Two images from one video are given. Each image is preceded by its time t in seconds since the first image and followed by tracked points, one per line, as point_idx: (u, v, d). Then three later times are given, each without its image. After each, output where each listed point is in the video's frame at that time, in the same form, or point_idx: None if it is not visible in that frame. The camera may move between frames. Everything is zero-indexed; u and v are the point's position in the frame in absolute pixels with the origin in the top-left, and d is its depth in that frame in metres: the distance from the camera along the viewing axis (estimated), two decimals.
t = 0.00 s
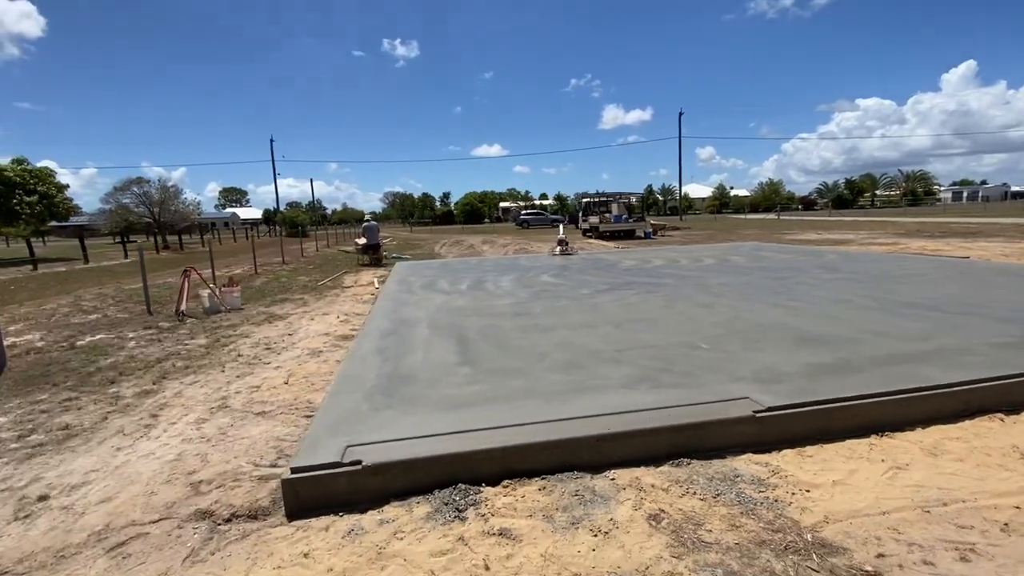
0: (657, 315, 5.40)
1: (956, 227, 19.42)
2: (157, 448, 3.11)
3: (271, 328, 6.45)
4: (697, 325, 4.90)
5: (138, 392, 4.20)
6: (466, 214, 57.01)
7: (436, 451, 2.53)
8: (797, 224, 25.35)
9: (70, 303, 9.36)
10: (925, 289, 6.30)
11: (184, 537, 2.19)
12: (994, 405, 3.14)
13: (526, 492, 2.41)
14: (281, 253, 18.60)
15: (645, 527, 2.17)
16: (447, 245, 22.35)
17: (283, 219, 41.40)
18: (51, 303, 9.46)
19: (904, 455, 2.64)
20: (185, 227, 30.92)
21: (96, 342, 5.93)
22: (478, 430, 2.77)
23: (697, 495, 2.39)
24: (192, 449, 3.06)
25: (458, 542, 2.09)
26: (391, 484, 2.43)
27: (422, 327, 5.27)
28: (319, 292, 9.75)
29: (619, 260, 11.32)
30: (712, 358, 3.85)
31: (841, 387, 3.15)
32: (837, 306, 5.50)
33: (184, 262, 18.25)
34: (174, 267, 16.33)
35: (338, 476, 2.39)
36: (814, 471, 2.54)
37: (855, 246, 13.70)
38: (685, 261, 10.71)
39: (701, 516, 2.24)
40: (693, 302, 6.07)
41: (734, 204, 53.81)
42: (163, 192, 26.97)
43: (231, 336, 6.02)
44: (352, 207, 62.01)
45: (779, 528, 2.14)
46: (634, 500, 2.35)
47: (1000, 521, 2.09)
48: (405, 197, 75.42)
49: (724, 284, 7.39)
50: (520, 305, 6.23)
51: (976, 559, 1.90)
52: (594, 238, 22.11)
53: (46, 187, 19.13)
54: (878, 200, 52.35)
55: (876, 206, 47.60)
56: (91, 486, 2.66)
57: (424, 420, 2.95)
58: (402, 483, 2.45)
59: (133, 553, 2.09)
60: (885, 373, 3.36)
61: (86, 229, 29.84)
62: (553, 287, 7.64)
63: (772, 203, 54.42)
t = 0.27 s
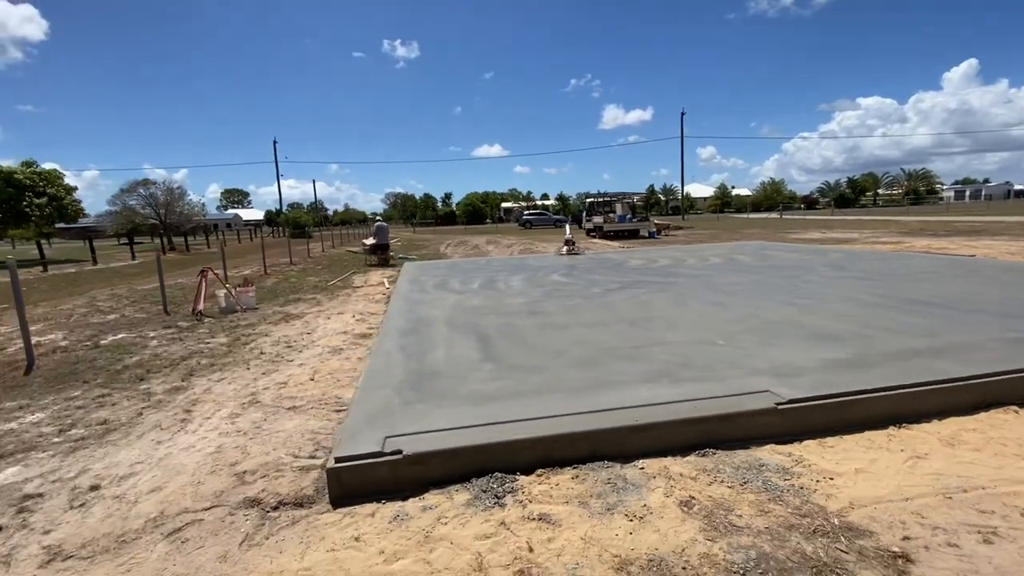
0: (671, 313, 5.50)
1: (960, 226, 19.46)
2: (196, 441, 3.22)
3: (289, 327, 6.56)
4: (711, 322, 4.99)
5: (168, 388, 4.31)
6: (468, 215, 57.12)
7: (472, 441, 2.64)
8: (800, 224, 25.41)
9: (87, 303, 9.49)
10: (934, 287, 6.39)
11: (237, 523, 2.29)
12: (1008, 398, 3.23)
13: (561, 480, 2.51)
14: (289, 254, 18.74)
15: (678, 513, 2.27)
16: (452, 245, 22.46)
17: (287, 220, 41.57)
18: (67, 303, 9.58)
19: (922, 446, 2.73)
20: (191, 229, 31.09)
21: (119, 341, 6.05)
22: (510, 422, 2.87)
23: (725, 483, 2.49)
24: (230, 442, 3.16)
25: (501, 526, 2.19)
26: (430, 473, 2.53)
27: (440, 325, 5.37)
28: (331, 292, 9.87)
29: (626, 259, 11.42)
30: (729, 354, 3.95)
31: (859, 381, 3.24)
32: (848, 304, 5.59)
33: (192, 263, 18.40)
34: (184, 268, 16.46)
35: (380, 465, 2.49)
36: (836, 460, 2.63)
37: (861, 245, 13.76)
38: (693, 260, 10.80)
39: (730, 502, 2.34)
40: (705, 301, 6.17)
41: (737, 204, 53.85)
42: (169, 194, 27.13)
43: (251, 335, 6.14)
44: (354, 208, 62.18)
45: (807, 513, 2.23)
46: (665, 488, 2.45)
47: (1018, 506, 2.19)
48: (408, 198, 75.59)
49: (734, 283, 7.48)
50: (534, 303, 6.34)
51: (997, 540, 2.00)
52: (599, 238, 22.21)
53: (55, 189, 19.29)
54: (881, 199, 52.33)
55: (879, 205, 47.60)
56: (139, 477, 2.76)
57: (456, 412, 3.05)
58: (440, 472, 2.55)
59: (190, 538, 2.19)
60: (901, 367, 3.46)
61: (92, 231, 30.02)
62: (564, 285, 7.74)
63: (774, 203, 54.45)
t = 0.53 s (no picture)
0: (678, 313, 5.59)
1: (955, 227, 19.66)
2: (220, 439, 3.27)
3: (298, 328, 6.61)
4: (718, 322, 5.08)
5: (185, 388, 4.36)
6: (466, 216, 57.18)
7: (496, 437, 2.70)
8: (797, 225, 25.58)
9: (92, 304, 9.50)
10: (934, 287, 6.50)
11: (271, 517, 2.35)
12: (1012, 395, 3.32)
13: (584, 475, 2.59)
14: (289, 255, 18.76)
15: (700, 505, 2.34)
16: (452, 246, 22.51)
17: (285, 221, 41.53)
18: (71, 305, 9.59)
19: (931, 440, 2.82)
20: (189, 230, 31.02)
21: (130, 341, 6.08)
22: (531, 419, 2.94)
23: (743, 477, 2.56)
24: (254, 440, 3.22)
25: (530, 519, 2.26)
26: (456, 468, 2.60)
27: (451, 325, 5.43)
28: (335, 293, 9.92)
29: (627, 260, 11.51)
30: (739, 352, 4.03)
31: (868, 378, 3.33)
32: (851, 304, 5.69)
33: (192, 264, 18.40)
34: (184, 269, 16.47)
35: (408, 461, 2.55)
36: (849, 455, 2.72)
37: (858, 245, 13.90)
38: (694, 260, 10.90)
39: (750, 495, 2.42)
40: (710, 301, 6.25)
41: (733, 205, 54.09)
42: (167, 195, 27.08)
43: (261, 336, 6.18)
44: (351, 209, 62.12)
45: (825, 505, 2.31)
46: (686, 482, 2.53)
47: None
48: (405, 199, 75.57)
49: (737, 283, 7.57)
50: (542, 304, 6.42)
51: (1009, 529, 2.08)
52: (598, 239, 22.32)
53: (53, 191, 19.24)
54: (876, 200, 52.69)
55: (874, 206, 47.93)
56: (168, 474, 2.81)
57: (476, 410, 3.12)
58: (466, 468, 2.62)
59: (228, 532, 2.25)
60: (908, 365, 3.54)
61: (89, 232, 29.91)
62: (569, 286, 7.82)
63: (770, 204, 54.74)
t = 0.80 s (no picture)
0: (682, 311, 5.67)
1: (945, 228, 19.99)
2: (240, 433, 3.30)
3: (303, 327, 6.62)
4: (723, 319, 5.17)
5: (198, 385, 4.37)
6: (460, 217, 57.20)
7: (518, 429, 2.76)
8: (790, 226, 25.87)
9: (90, 304, 9.44)
10: (930, 285, 6.64)
11: (302, 507, 2.38)
12: (1013, 388, 3.42)
13: (605, 465, 2.64)
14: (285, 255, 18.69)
15: (722, 493, 2.41)
16: (448, 247, 22.53)
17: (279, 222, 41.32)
18: (69, 305, 9.52)
19: (939, 431, 2.91)
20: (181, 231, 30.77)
21: (135, 340, 6.06)
22: (550, 412, 3.00)
23: (760, 466, 2.64)
24: (274, 434, 3.25)
25: (558, 507, 2.31)
26: (481, 459, 2.65)
27: (459, 323, 5.48)
28: (336, 293, 9.93)
29: (626, 260, 11.61)
30: (747, 348, 4.11)
31: (875, 372, 3.42)
32: (852, 302, 5.80)
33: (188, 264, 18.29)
34: (179, 270, 16.34)
35: (434, 452, 2.60)
36: (861, 444, 2.80)
37: (852, 246, 14.10)
38: (692, 260, 11.02)
39: (769, 483, 2.49)
40: (712, 299, 6.35)
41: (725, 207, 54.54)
42: (160, 196, 26.86)
43: (267, 334, 6.19)
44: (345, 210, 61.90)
45: (842, 491, 2.39)
46: (706, 471, 2.60)
47: None
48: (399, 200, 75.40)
49: (737, 282, 7.68)
50: (547, 302, 6.48)
51: (1020, 512, 2.17)
52: (594, 240, 22.43)
53: (45, 191, 19.03)
54: (865, 202, 53.34)
55: (864, 208, 48.53)
56: (192, 467, 2.83)
57: (495, 403, 3.17)
58: (490, 459, 2.67)
59: (260, 522, 2.28)
60: (912, 359, 3.64)
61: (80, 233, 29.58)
62: (572, 285, 7.89)
63: (762, 206, 55.26)
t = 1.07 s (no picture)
0: (683, 312, 5.78)
1: (929, 232, 20.44)
2: (257, 434, 3.32)
3: (305, 329, 6.62)
4: (724, 321, 5.28)
5: (207, 388, 4.37)
6: (451, 220, 57.21)
7: (538, 428, 2.82)
8: (779, 230, 26.26)
9: (83, 307, 9.33)
10: (921, 287, 6.83)
11: (330, 505, 2.42)
12: (1007, 385, 3.55)
13: (624, 463, 2.72)
14: (278, 258, 18.58)
15: (738, 488, 2.49)
16: (441, 249, 22.54)
17: (268, 225, 40.97)
18: (62, 307, 9.39)
19: (940, 427, 3.03)
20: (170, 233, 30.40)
21: (136, 343, 6.02)
22: (566, 411, 3.06)
23: (773, 461, 2.73)
24: (291, 435, 3.28)
25: (582, 502, 2.38)
26: (502, 457, 2.71)
27: (464, 325, 5.53)
28: (334, 295, 9.92)
29: (622, 262, 11.74)
30: (751, 348, 4.22)
31: (876, 370, 3.54)
32: (847, 303, 5.96)
33: (178, 267, 18.10)
34: (170, 272, 16.16)
35: (457, 450, 2.65)
36: (867, 440, 2.91)
37: (841, 249, 14.39)
38: (687, 263, 11.18)
39: (782, 477, 2.58)
40: (712, 301, 6.46)
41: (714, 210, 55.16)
42: (149, 197, 26.52)
43: (270, 337, 6.19)
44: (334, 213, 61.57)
45: (852, 485, 2.49)
46: (720, 467, 2.68)
47: None
48: (389, 202, 75.15)
49: (734, 285, 7.82)
50: (549, 304, 6.55)
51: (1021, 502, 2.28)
52: (587, 243, 22.58)
53: (32, 192, 18.73)
54: (851, 206, 54.27)
55: (849, 211, 49.36)
56: (213, 468, 2.86)
57: (511, 402, 3.23)
58: (511, 457, 2.73)
59: (290, 520, 2.32)
60: (911, 358, 3.77)
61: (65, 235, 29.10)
62: (571, 287, 7.98)
63: (750, 209, 55.96)
